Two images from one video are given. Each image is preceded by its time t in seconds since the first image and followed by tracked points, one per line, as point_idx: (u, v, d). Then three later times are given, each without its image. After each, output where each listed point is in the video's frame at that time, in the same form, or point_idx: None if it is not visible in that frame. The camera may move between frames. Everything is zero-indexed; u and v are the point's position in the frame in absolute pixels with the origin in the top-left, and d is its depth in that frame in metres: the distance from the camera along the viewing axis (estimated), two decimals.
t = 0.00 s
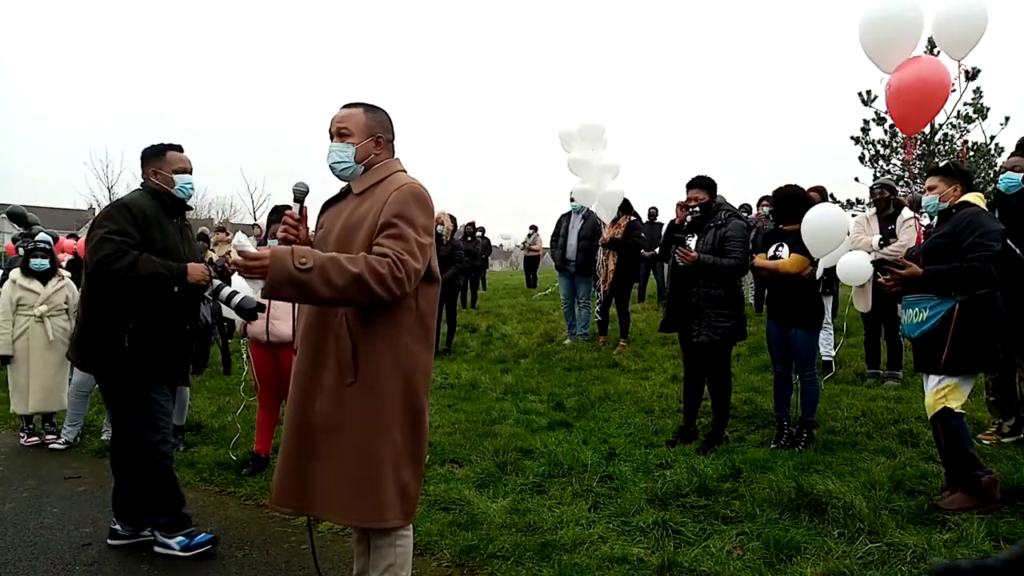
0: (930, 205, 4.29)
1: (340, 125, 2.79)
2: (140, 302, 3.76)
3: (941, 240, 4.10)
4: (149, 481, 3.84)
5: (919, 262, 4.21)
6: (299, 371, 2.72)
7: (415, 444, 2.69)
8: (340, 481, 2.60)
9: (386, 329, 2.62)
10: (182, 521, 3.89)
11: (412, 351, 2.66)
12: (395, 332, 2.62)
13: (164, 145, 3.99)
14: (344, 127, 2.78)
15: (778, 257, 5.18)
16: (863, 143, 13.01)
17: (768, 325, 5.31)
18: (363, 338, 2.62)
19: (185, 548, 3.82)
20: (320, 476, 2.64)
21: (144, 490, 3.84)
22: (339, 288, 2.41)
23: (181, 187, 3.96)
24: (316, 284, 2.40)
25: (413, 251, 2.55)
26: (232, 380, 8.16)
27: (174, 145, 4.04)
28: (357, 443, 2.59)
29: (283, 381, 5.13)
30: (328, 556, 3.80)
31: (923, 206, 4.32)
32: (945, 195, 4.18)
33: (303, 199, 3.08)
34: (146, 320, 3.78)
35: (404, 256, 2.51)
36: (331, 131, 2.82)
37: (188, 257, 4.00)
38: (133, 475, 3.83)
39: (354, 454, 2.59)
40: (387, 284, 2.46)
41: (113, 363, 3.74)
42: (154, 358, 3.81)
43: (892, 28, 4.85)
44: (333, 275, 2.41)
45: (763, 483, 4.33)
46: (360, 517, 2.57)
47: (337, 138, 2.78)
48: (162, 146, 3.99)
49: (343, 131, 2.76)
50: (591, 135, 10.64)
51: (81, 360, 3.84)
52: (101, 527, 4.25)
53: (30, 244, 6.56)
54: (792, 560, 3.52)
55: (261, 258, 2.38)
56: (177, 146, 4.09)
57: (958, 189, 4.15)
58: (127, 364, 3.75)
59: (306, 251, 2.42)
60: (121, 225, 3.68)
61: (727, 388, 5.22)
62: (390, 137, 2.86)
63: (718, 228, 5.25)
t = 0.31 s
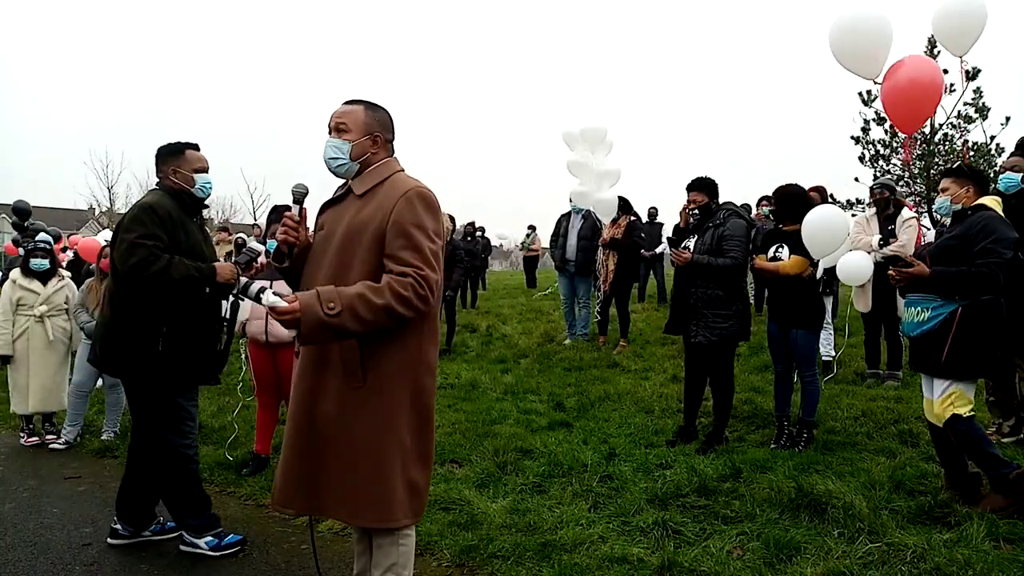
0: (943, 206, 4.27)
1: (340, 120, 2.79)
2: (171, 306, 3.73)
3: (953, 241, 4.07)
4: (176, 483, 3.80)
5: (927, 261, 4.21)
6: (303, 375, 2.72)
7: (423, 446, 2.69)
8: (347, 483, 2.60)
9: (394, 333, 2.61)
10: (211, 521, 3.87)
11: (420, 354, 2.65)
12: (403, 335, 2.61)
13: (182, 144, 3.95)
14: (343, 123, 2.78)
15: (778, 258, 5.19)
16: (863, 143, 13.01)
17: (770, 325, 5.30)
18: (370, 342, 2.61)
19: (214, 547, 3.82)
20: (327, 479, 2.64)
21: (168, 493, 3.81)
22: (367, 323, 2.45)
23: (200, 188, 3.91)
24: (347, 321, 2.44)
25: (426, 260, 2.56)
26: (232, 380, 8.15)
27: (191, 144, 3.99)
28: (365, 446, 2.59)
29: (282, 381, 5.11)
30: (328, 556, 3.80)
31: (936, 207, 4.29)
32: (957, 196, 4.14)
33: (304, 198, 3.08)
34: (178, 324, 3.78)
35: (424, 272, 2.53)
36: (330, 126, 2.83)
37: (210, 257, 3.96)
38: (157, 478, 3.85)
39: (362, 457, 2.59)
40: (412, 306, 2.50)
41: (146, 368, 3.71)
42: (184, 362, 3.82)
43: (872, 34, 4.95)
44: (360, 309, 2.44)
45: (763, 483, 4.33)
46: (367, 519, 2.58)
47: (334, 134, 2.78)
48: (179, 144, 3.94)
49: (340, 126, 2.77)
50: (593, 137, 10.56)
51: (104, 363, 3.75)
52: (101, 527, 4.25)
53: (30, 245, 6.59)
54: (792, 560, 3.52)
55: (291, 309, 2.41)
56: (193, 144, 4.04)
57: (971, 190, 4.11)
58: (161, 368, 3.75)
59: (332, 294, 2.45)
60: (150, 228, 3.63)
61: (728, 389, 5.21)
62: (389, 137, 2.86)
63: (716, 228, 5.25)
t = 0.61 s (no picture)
0: (970, 199, 4.22)
1: (339, 118, 2.80)
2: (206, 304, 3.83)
3: (974, 237, 4.02)
4: (181, 484, 3.80)
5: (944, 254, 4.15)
6: (304, 377, 2.72)
7: (422, 447, 2.69)
8: (346, 483, 2.60)
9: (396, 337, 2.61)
10: (213, 522, 3.87)
11: (420, 356, 2.65)
12: (405, 340, 2.61)
13: (199, 139, 3.95)
14: (341, 121, 2.79)
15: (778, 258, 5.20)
16: (863, 143, 13.00)
17: (769, 326, 5.30)
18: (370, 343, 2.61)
19: (217, 548, 3.82)
20: (326, 478, 2.65)
21: (172, 493, 3.82)
22: (370, 330, 2.47)
23: (220, 184, 3.98)
24: (350, 327, 2.45)
25: (430, 264, 2.57)
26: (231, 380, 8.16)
27: (206, 139, 4.00)
28: (364, 447, 2.59)
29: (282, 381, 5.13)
30: (328, 556, 3.80)
31: (963, 200, 4.26)
32: (985, 190, 4.11)
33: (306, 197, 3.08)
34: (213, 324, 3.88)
35: (428, 278, 2.54)
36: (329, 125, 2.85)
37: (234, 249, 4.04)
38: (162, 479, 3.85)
39: (361, 458, 2.59)
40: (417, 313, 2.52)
41: (184, 369, 3.78)
42: (219, 363, 3.93)
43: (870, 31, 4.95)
44: (362, 316, 2.45)
45: (763, 483, 4.33)
46: (366, 519, 2.58)
47: (331, 132, 2.79)
48: (196, 139, 3.95)
49: (337, 125, 2.78)
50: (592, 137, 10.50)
51: (136, 368, 3.78)
52: (101, 527, 4.25)
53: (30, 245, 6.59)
54: (792, 560, 3.52)
55: (297, 322, 2.44)
56: (207, 139, 4.05)
57: (1000, 186, 4.08)
58: (199, 368, 3.83)
59: (336, 305, 2.46)
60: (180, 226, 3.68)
61: (727, 389, 5.21)
62: (389, 137, 2.85)
63: (715, 228, 5.25)
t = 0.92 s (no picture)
0: (986, 200, 4.12)
1: (339, 119, 2.81)
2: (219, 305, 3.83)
3: (987, 244, 4.02)
4: (183, 483, 3.80)
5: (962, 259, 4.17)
6: (299, 375, 2.72)
7: (418, 447, 2.69)
8: (341, 483, 2.60)
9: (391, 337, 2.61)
10: (212, 521, 3.86)
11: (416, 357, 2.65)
12: (401, 339, 2.61)
13: (215, 139, 3.95)
14: (340, 123, 2.80)
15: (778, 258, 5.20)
16: (863, 143, 13.01)
17: (767, 326, 5.28)
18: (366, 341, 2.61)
19: (216, 548, 3.81)
20: (320, 477, 2.64)
21: (174, 491, 3.82)
22: (363, 327, 2.46)
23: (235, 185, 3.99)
24: (342, 324, 2.45)
25: (426, 262, 2.57)
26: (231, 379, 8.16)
27: (221, 140, 4.00)
28: (359, 446, 2.59)
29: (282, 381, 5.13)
30: (328, 556, 3.80)
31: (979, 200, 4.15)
32: (1002, 190, 4.02)
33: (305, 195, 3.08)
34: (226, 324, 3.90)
35: (423, 276, 2.53)
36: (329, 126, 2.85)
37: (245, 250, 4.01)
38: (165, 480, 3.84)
39: (356, 458, 2.59)
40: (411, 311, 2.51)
41: (198, 369, 3.81)
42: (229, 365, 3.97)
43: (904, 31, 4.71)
44: (355, 313, 2.45)
45: (763, 483, 4.33)
46: (360, 519, 2.57)
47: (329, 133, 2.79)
48: (212, 139, 3.94)
49: (337, 126, 2.78)
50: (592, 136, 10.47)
51: (145, 368, 3.76)
52: (101, 527, 4.25)
53: (30, 245, 6.60)
54: (791, 560, 3.52)
55: (288, 313, 2.43)
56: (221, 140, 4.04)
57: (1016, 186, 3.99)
58: (211, 368, 3.87)
59: (329, 300, 2.46)
60: (196, 225, 3.64)
61: (728, 390, 5.21)
62: (388, 137, 2.85)
63: (715, 228, 5.25)
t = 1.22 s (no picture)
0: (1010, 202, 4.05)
1: (339, 120, 2.81)
2: (223, 304, 3.82)
3: (1008, 240, 3.92)
4: (186, 482, 3.79)
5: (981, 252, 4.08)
6: (296, 374, 2.72)
7: (415, 447, 2.68)
8: (337, 482, 2.60)
9: (388, 335, 2.61)
10: (213, 521, 3.86)
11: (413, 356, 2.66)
12: (397, 337, 2.61)
13: (226, 139, 3.94)
14: (341, 123, 2.80)
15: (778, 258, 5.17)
16: (863, 143, 13.01)
17: (766, 326, 5.27)
18: (363, 339, 2.62)
19: (216, 548, 3.81)
20: (317, 478, 2.64)
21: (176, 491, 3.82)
22: (357, 323, 2.46)
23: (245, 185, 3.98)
24: (335, 320, 2.46)
25: (423, 260, 2.56)
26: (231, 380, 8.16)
27: (233, 140, 4.00)
28: (355, 446, 2.59)
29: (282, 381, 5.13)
30: (327, 556, 3.80)
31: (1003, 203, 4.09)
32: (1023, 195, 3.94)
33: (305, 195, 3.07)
34: (231, 324, 3.89)
35: (418, 273, 2.53)
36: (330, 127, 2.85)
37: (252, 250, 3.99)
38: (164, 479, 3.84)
39: (352, 457, 2.59)
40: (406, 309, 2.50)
41: (203, 368, 3.81)
42: (235, 362, 3.96)
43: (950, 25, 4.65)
44: (348, 309, 2.46)
45: (763, 483, 4.33)
46: (357, 518, 2.57)
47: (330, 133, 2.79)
48: (224, 139, 3.94)
49: (337, 127, 2.78)
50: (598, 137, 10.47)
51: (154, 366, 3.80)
52: (102, 527, 4.25)
53: (30, 245, 6.60)
54: (792, 560, 3.52)
55: (280, 308, 2.47)
56: (233, 140, 4.05)
57: None
58: (215, 367, 3.86)
59: (322, 295, 2.47)
60: (198, 224, 3.64)
61: (728, 390, 5.21)
62: (389, 138, 2.85)
63: (719, 227, 5.25)
